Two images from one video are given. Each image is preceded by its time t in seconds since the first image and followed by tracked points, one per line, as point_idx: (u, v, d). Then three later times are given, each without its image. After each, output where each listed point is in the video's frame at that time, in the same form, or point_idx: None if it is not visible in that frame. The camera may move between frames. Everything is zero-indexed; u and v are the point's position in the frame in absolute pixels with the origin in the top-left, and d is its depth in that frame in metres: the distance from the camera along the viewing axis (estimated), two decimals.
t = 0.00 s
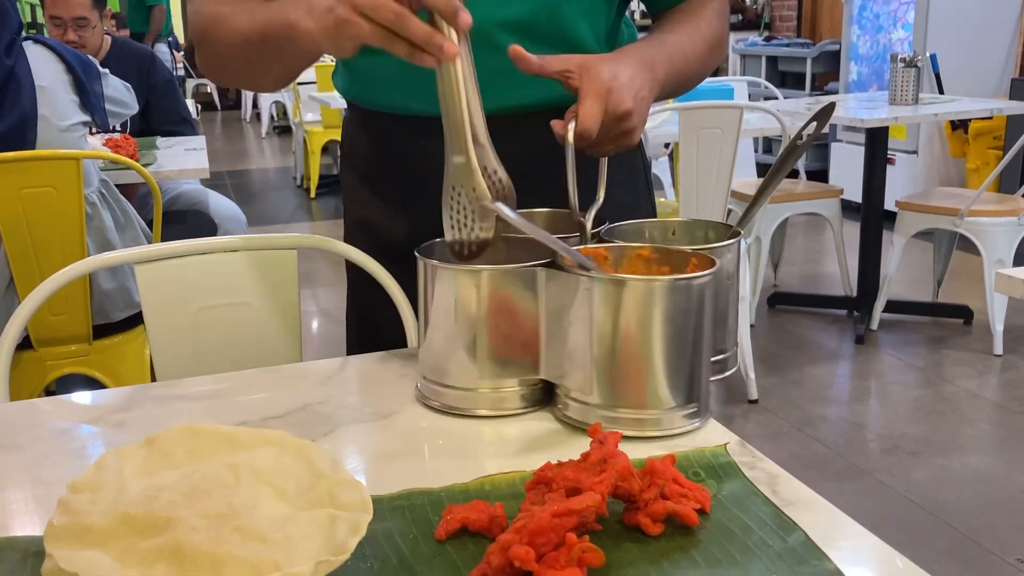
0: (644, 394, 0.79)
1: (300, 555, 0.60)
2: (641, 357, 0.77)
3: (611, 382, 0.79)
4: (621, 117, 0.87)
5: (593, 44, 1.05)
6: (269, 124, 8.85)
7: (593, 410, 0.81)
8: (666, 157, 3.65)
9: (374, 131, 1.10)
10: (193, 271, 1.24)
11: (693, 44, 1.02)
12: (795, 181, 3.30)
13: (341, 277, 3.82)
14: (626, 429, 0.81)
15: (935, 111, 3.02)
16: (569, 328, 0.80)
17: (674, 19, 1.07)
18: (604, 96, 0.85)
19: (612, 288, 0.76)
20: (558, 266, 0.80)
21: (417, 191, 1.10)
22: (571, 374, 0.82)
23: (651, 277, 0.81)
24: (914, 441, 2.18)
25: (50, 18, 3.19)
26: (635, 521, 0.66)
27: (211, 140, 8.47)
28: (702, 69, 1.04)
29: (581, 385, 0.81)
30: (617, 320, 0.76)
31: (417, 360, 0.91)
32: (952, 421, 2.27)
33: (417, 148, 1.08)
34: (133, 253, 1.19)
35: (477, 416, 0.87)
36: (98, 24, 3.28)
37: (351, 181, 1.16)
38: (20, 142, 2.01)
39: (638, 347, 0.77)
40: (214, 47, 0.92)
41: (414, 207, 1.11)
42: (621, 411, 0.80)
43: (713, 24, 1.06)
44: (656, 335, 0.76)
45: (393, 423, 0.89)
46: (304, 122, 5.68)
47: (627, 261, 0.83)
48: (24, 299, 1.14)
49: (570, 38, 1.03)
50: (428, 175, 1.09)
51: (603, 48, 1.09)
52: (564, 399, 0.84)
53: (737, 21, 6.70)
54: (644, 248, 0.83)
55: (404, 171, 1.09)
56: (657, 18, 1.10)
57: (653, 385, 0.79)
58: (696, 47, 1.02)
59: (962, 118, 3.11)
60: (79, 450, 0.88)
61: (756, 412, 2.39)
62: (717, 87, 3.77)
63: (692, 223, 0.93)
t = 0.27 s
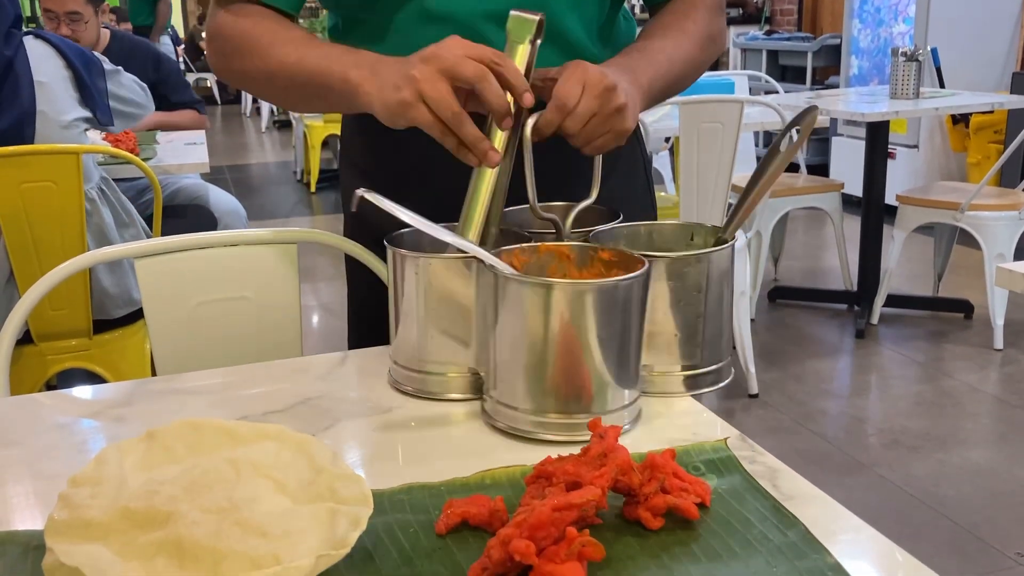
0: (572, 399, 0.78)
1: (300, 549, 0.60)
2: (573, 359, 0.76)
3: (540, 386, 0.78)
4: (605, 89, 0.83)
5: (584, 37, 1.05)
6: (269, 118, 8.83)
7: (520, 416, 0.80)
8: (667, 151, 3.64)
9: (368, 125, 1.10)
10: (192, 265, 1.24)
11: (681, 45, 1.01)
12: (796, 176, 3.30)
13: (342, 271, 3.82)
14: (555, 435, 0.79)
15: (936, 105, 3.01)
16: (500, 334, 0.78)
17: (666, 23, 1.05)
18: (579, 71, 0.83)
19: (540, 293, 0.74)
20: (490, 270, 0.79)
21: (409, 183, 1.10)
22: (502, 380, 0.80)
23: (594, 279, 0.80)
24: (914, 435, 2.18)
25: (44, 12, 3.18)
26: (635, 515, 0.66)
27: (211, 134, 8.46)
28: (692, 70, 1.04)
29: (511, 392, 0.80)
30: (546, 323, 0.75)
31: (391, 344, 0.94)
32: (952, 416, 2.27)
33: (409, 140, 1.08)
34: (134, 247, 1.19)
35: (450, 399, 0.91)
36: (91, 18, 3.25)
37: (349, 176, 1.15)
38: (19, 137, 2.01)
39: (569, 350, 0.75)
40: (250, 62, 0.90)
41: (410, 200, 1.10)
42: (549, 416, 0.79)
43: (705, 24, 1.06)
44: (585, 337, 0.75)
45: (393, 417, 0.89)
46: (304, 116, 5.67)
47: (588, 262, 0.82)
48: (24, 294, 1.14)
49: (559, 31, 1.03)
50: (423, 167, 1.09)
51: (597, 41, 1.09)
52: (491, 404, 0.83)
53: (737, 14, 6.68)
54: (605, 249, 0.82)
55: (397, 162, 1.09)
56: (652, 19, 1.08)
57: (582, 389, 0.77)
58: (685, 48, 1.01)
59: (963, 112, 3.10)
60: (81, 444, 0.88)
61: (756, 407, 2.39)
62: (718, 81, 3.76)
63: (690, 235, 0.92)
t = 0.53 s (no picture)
0: (522, 390, 0.80)
1: (301, 540, 0.60)
2: (525, 350, 0.78)
3: (497, 376, 0.80)
4: (597, 78, 0.83)
5: (577, 29, 1.06)
6: (269, 111, 8.81)
7: (473, 406, 0.82)
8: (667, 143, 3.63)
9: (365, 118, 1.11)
10: (193, 257, 1.24)
11: (666, 61, 1.03)
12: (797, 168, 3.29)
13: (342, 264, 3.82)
14: (510, 424, 0.81)
15: (937, 97, 3.01)
16: (452, 325, 0.81)
17: (654, 33, 1.07)
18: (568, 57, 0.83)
19: (493, 285, 0.76)
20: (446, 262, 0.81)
21: (403, 177, 1.11)
22: (456, 371, 0.82)
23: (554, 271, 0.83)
24: (914, 427, 2.18)
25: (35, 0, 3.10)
26: (635, 506, 0.66)
27: (211, 126, 8.44)
28: (678, 82, 1.06)
29: (465, 382, 0.82)
30: (500, 315, 0.77)
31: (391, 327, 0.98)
32: (951, 408, 2.28)
33: (404, 132, 1.09)
34: (135, 240, 1.18)
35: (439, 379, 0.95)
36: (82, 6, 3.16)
37: (346, 171, 1.16)
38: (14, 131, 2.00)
39: (521, 342, 0.78)
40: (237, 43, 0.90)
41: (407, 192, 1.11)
42: (501, 405, 0.81)
43: (693, 31, 1.07)
44: (538, 329, 0.78)
45: (394, 409, 0.89)
46: (303, 108, 5.65)
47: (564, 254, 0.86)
48: (24, 287, 1.14)
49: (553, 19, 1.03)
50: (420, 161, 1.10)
51: (592, 35, 1.09)
52: (444, 394, 0.85)
53: (738, 6, 6.66)
54: (573, 243, 0.84)
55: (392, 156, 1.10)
56: (640, 27, 1.10)
57: (531, 380, 0.80)
58: (669, 62, 1.04)
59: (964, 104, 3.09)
60: (83, 436, 0.88)
61: (756, 399, 2.39)
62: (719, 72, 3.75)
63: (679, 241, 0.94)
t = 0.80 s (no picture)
0: (513, 379, 0.81)
1: (302, 529, 0.61)
2: (516, 341, 0.79)
3: (489, 366, 0.80)
4: (597, 71, 0.85)
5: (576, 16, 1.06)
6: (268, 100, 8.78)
7: (466, 396, 0.83)
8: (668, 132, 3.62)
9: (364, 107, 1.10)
10: (193, 247, 1.24)
11: (668, 49, 1.03)
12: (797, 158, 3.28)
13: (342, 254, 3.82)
14: (502, 415, 0.82)
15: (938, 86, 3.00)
16: (444, 315, 0.81)
17: (655, 21, 1.06)
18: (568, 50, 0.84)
19: (484, 275, 0.77)
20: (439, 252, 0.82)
21: (400, 166, 1.11)
22: (449, 361, 0.83)
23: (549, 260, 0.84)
24: (914, 417, 2.19)
25: None
26: (635, 495, 0.67)
27: (210, 116, 8.42)
28: (680, 72, 1.05)
29: (458, 372, 0.82)
30: (492, 304, 0.78)
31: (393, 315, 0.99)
32: (951, 397, 2.28)
33: (402, 122, 1.09)
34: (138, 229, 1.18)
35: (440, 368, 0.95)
36: None
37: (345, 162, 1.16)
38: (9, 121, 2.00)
39: (513, 332, 0.78)
40: None
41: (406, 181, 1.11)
42: (493, 395, 0.81)
43: (695, 17, 1.06)
44: (529, 319, 0.78)
45: (395, 398, 0.89)
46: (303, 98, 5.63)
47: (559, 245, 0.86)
48: (23, 277, 1.13)
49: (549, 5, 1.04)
50: (419, 150, 1.10)
51: (590, 24, 1.09)
52: (437, 384, 0.86)
53: None
54: (568, 233, 0.84)
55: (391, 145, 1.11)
56: (640, 17, 1.10)
57: (523, 371, 0.80)
58: (672, 50, 1.03)
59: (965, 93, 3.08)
60: (84, 425, 0.88)
61: (756, 388, 2.40)
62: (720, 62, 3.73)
63: (677, 232, 0.95)
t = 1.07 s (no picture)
0: (514, 370, 0.81)
1: (304, 520, 0.61)
2: (517, 332, 0.79)
3: (490, 356, 0.80)
4: (597, 63, 0.84)
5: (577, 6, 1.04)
6: (268, 90, 8.76)
7: (467, 387, 0.83)
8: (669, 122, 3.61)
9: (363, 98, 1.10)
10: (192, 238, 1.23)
11: (672, 37, 1.02)
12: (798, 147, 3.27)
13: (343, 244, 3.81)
14: (503, 405, 0.82)
15: (939, 75, 2.99)
16: (445, 307, 0.81)
17: (657, 12, 1.06)
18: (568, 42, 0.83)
19: (485, 267, 0.77)
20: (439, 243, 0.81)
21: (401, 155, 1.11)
22: (449, 352, 0.83)
23: (550, 251, 0.84)
24: (914, 407, 2.19)
25: None
26: (635, 486, 0.67)
27: (210, 106, 8.39)
28: (684, 62, 1.05)
29: (459, 362, 0.82)
30: (493, 296, 0.78)
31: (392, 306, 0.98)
32: (951, 387, 2.28)
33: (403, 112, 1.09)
34: (139, 220, 1.18)
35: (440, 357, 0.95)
36: None
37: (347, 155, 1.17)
38: (8, 111, 1.99)
39: (514, 323, 0.78)
40: None
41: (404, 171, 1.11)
42: (494, 386, 0.82)
43: (697, 7, 1.06)
44: (530, 310, 0.78)
45: (396, 388, 0.89)
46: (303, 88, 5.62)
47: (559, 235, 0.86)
48: (24, 267, 1.13)
49: None
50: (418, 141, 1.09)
51: (594, 15, 1.08)
52: (438, 374, 0.86)
53: None
54: (569, 223, 0.84)
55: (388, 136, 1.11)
56: (642, 7, 1.09)
57: (524, 361, 0.80)
58: (676, 38, 1.03)
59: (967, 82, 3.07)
60: (85, 416, 0.88)
61: (757, 378, 2.40)
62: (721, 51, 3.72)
63: (678, 223, 0.95)
